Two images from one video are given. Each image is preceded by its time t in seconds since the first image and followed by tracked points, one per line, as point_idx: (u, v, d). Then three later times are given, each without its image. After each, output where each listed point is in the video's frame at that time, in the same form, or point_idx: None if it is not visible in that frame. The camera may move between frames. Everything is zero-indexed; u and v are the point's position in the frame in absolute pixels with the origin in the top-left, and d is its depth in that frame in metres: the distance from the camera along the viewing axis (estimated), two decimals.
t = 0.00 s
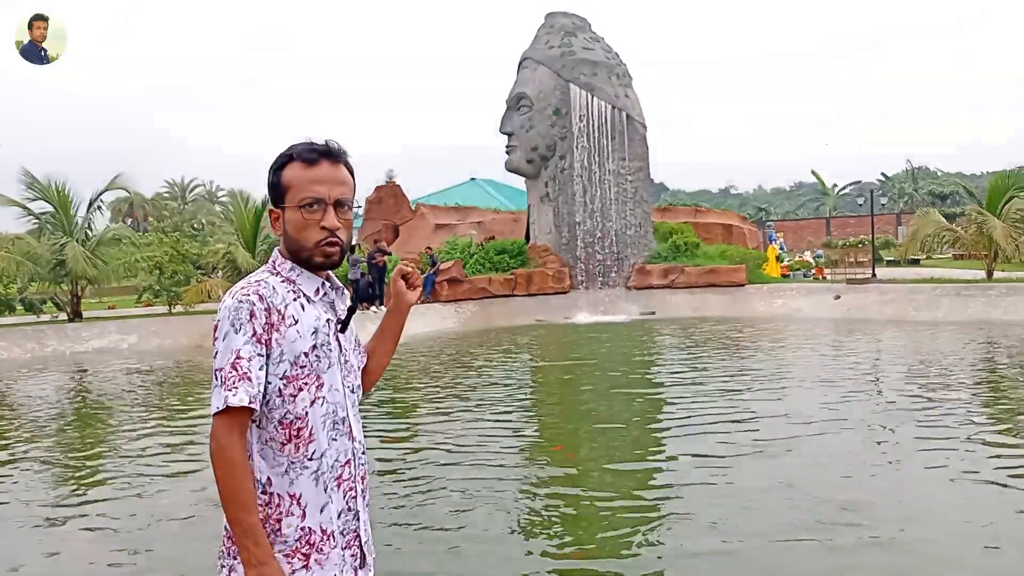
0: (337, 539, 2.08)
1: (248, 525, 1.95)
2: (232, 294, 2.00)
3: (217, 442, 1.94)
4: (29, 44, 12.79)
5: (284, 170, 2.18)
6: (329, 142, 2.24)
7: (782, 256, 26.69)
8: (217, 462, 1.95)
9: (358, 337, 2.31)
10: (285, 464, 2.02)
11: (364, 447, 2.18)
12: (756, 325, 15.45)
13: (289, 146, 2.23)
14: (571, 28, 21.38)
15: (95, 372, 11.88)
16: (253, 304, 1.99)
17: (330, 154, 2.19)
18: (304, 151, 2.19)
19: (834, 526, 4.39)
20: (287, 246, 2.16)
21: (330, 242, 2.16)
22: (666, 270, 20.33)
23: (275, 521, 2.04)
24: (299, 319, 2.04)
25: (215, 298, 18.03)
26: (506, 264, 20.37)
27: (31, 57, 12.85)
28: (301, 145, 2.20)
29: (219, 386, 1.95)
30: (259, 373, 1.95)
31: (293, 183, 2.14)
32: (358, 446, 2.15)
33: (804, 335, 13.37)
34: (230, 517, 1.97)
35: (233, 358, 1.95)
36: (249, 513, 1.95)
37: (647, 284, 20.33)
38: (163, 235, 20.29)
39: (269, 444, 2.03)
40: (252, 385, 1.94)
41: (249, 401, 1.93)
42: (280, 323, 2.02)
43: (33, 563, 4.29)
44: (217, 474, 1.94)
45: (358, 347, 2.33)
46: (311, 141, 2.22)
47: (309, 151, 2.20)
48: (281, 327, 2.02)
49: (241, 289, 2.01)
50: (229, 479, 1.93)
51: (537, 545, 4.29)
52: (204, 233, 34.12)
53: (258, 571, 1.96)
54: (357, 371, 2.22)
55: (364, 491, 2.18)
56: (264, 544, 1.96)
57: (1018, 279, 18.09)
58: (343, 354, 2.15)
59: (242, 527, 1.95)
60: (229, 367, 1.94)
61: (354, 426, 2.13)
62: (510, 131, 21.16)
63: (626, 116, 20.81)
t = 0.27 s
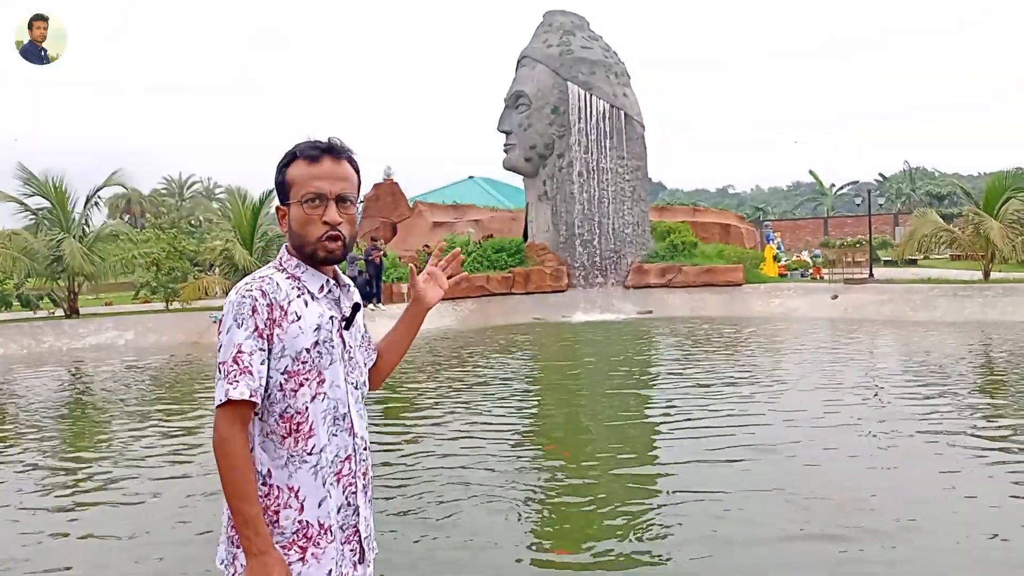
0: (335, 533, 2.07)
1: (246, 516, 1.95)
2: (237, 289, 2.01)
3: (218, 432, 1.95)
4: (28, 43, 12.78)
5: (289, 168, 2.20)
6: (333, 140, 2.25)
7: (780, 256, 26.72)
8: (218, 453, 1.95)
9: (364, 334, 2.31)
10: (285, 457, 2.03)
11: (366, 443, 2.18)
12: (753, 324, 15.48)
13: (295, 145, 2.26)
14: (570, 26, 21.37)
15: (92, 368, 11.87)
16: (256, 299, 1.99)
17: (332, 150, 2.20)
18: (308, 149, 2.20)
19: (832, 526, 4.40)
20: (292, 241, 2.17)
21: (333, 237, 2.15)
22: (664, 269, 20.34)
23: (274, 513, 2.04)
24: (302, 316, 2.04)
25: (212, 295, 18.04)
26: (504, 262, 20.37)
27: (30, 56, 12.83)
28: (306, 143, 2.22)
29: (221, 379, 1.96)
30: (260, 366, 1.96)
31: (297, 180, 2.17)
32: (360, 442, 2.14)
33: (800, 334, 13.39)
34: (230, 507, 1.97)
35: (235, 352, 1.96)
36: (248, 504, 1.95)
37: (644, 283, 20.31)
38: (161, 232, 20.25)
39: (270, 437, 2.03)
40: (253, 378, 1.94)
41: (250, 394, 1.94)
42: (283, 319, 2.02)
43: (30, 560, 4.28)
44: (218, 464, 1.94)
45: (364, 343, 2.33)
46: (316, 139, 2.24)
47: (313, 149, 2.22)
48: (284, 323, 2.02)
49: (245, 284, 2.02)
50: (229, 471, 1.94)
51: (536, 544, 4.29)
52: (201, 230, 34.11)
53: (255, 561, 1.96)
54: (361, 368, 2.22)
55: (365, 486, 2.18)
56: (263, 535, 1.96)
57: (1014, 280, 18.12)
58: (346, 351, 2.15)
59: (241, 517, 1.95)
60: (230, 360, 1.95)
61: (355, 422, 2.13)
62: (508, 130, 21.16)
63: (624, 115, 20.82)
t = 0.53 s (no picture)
0: (332, 531, 2.08)
1: (246, 512, 1.95)
2: (242, 286, 2.00)
3: (221, 428, 1.94)
4: (28, 43, 12.75)
5: (296, 168, 2.19)
6: (340, 141, 2.25)
7: (778, 255, 26.73)
8: (221, 449, 1.95)
9: (367, 334, 2.31)
10: (285, 454, 2.03)
11: (367, 441, 2.18)
12: (751, 323, 15.49)
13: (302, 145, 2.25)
14: (568, 24, 21.33)
15: (90, 368, 11.86)
16: (261, 298, 1.99)
17: (339, 152, 2.20)
18: (316, 149, 2.20)
19: (830, 523, 4.42)
20: (297, 241, 2.16)
21: (339, 237, 2.14)
22: (662, 268, 20.32)
23: (273, 510, 2.04)
24: (306, 315, 2.04)
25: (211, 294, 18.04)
26: (503, 261, 20.37)
27: (30, 56, 12.81)
28: (314, 143, 2.22)
29: (225, 375, 1.95)
30: (264, 365, 1.96)
31: (303, 181, 2.16)
32: (361, 441, 2.14)
33: (799, 333, 13.39)
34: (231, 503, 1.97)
35: (239, 349, 1.95)
36: (249, 500, 1.95)
37: (643, 282, 20.29)
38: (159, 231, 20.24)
39: (271, 434, 2.03)
40: (257, 376, 1.94)
41: (254, 391, 1.94)
42: (287, 317, 2.02)
43: (27, 560, 4.26)
44: (220, 460, 1.94)
45: (367, 342, 2.33)
46: (325, 140, 2.24)
47: (320, 149, 2.21)
48: (288, 322, 2.02)
49: (250, 282, 2.01)
50: (232, 466, 1.94)
51: (536, 544, 4.27)
52: (199, 229, 34.07)
53: (254, 557, 1.96)
54: (362, 368, 2.21)
55: (365, 485, 2.18)
56: (264, 531, 1.96)
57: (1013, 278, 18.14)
58: (349, 351, 2.14)
59: (243, 512, 1.95)
60: (234, 358, 1.95)
61: (355, 421, 2.12)
62: (507, 129, 21.15)
63: (623, 114, 20.80)
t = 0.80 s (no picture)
0: (337, 530, 2.07)
1: (251, 510, 1.95)
2: (248, 286, 1.99)
3: (226, 426, 1.94)
4: (29, 43, 12.75)
5: (302, 169, 2.18)
6: (345, 142, 2.25)
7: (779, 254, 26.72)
8: (227, 447, 1.94)
9: (374, 334, 2.31)
10: (291, 453, 2.02)
11: (373, 441, 2.18)
12: (752, 322, 15.48)
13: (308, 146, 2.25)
14: (568, 24, 21.32)
15: (91, 368, 11.86)
16: (267, 297, 1.98)
17: (346, 152, 2.20)
18: (322, 150, 2.19)
19: (832, 523, 4.42)
20: (304, 242, 2.15)
21: (345, 239, 2.14)
22: (663, 268, 20.31)
23: (277, 508, 2.03)
24: (311, 315, 2.03)
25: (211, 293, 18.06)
26: (503, 261, 20.37)
27: (31, 56, 12.81)
28: (320, 145, 2.21)
29: (231, 374, 1.95)
30: (270, 363, 1.95)
31: (310, 181, 2.16)
32: (368, 441, 2.14)
33: (800, 333, 13.38)
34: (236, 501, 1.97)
35: (245, 349, 1.95)
36: (255, 497, 1.94)
37: (643, 282, 20.28)
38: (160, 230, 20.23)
39: (276, 433, 2.03)
40: (263, 374, 1.94)
41: (260, 390, 1.93)
42: (293, 317, 2.01)
43: (26, 561, 4.25)
44: (226, 458, 1.93)
45: (373, 342, 2.33)
46: (331, 141, 2.23)
47: (326, 150, 2.21)
48: (293, 321, 2.01)
49: (256, 282, 2.00)
50: (237, 465, 1.93)
51: (536, 544, 4.27)
52: (200, 229, 34.08)
53: (259, 555, 1.95)
54: (368, 367, 2.21)
55: (371, 484, 2.18)
56: (269, 529, 1.95)
57: (1013, 278, 18.14)
58: (355, 351, 2.14)
59: (248, 510, 1.94)
60: (240, 357, 1.94)
61: (361, 420, 2.12)
62: (507, 128, 21.15)
63: (623, 113, 20.80)
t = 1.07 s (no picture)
0: (343, 530, 2.08)
1: (257, 509, 1.96)
2: (252, 287, 2.01)
3: (232, 427, 1.95)
4: (30, 45, 12.77)
5: (308, 172, 2.19)
6: (348, 146, 2.26)
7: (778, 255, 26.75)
8: (232, 448, 1.96)
9: (378, 335, 2.31)
10: (296, 453, 2.03)
11: (376, 441, 2.19)
12: (751, 323, 15.50)
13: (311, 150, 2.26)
14: (567, 26, 21.34)
15: (91, 371, 11.87)
16: (272, 298, 1.99)
17: (351, 154, 2.21)
18: (326, 153, 2.21)
19: (832, 522, 4.44)
20: (311, 243, 2.16)
21: (353, 239, 2.15)
22: (662, 269, 20.32)
23: (283, 508, 2.04)
24: (315, 315, 2.04)
25: (211, 296, 18.08)
26: (503, 262, 20.39)
27: (31, 58, 12.83)
28: (323, 148, 2.23)
29: (236, 375, 1.96)
30: (275, 364, 1.96)
31: (317, 184, 2.17)
32: (371, 441, 2.15)
33: (799, 333, 13.40)
34: (242, 500, 1.97)
35: (250, 349, 1.96)
36: (261, 497, 1.95)
37: (643, 283, 20.29)
38: (159, 233, 20.25)
39: (281, 433, 2.04)
40: (268, 375, 1.95)
41: (265, 391, 1.94)
42: (297, 317, 2.02)
43: (26, 564, 4.25)
44: (231, 459, 1.95)
45: (377, 343, 2.33)
46: (333, 144, 2.25)
47: (330, 153, 2.22)
48: (298, 322, 2.02)
49: (261, 283, 2.01)
50: (243, 464, 1.94)
51: (535, 546, 4.26)
52: (199, 231, 34.10)
53: (265, 554, 1.96)
54: (371, 368, 2.22)
55: (375, 485, 2.18)
56: (275, 529, 1.96)
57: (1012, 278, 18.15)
58: (358, 351, 2.15)
59: (254, 509, 1.95)
60: (246, 358, 1.95)
61: (365, 421, 2.13)
62: (506, 130, 21.19)
63: (622, 115, 20.81)
